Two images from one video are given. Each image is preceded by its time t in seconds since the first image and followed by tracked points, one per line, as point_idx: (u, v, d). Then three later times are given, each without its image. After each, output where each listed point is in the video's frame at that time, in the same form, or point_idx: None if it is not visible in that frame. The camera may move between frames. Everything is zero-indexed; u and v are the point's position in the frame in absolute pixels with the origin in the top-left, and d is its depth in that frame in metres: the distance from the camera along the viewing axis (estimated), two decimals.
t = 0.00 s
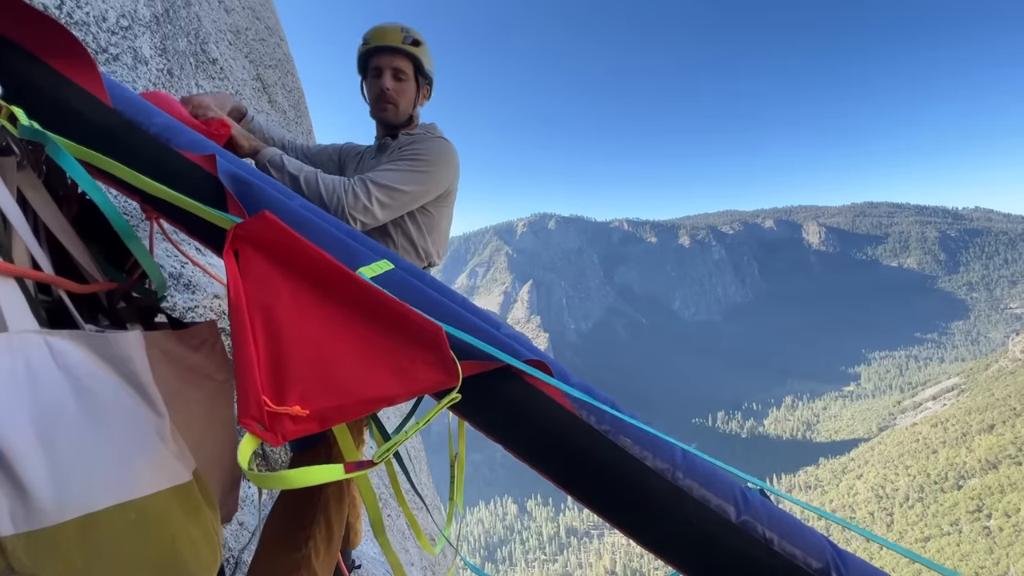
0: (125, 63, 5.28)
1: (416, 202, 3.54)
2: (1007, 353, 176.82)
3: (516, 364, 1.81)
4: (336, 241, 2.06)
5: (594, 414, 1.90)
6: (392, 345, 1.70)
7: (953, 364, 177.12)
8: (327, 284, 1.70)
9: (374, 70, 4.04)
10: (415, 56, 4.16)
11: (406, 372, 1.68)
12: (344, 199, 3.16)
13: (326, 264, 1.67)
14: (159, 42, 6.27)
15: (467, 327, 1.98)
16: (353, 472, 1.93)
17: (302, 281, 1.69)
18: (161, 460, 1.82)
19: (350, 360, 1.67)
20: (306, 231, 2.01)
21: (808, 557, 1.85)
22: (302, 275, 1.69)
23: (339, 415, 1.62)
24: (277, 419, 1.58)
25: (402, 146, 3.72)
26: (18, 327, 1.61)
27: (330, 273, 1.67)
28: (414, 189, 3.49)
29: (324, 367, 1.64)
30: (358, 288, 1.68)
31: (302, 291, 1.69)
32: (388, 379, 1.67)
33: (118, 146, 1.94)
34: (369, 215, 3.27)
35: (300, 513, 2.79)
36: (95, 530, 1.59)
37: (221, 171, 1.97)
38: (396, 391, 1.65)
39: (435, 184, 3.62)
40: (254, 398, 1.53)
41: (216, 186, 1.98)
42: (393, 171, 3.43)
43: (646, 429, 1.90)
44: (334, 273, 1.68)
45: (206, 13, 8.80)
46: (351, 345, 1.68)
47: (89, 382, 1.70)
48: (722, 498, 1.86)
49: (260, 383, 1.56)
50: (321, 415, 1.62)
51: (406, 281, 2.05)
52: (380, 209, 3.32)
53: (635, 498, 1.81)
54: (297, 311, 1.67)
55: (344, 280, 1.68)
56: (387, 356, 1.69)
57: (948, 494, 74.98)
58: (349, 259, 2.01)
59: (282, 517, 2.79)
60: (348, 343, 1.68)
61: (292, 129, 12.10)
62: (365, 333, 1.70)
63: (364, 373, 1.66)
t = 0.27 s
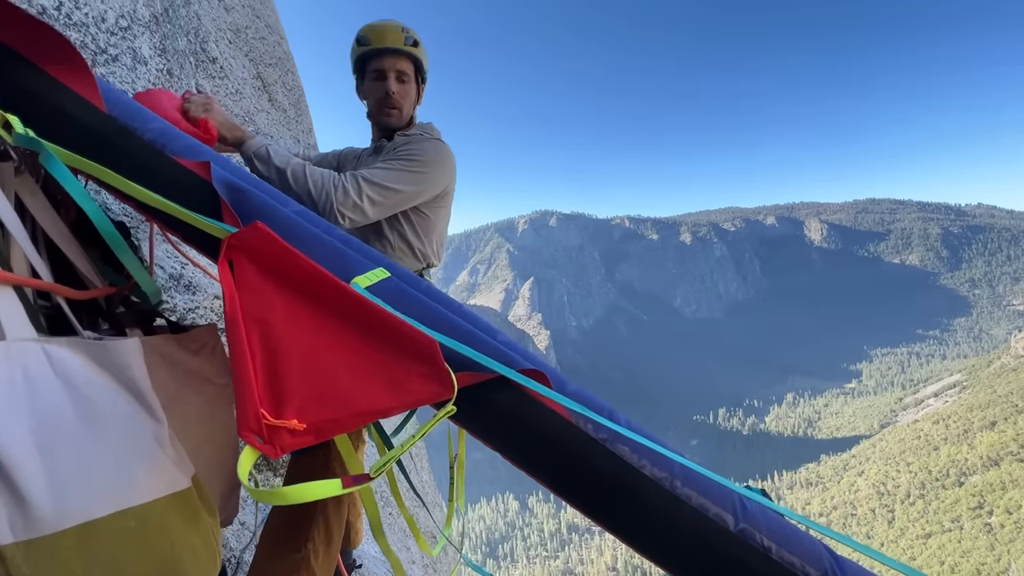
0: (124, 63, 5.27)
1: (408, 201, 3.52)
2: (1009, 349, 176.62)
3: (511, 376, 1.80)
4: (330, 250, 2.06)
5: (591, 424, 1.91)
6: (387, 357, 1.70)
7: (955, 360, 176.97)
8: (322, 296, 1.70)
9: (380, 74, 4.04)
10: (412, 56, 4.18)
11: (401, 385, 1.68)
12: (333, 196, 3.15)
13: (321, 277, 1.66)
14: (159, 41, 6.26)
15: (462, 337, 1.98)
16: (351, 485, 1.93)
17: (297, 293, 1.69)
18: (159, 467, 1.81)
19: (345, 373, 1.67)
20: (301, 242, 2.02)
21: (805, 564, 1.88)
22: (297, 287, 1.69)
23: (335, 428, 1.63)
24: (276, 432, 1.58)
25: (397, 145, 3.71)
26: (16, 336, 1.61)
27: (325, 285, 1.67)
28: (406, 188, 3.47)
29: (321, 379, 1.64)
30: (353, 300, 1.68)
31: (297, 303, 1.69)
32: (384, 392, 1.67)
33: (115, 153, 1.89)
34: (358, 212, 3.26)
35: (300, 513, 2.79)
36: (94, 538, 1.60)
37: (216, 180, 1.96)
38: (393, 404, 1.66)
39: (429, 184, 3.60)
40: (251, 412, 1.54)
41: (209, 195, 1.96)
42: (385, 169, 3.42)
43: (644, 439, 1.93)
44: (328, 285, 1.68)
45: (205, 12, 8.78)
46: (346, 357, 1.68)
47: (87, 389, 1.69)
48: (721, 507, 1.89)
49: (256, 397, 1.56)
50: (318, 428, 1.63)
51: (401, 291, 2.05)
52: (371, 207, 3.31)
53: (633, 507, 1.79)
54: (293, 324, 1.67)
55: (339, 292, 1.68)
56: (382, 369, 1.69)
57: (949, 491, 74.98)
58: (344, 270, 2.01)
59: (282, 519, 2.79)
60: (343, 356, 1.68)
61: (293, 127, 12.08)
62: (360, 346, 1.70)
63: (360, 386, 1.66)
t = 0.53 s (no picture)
0: (124, 62, 5.26)
1: (400, 200, 3.51)
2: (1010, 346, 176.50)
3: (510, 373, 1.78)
4: (331, 248, 2.06)
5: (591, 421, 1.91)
6: (390, 353, 1.69)
7: (956, 358, 176.98)
8: (324, 293, 1.69)
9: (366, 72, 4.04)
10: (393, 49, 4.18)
11: (405, 381, 1.67)
12: (323, 194, 3.14)
13: (322, 273, 1.65)
14: (158, 40, 6.24)
15: (464, 333, 1.97)
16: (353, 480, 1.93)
17: (299, 289, 1.68)
18: (159, 469, 1.78)
19: (349, 369, 1.66)
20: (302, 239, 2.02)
21: (804, 561, 1.87)
22: (298, 284, 1.68)
23: (339, 424, 1.63)
24: (278, 428, 1.59)
25: (388, 146, 3.70)
26: (13, 339, 1.58)
27: (327, 282, 1.66)
28: (398, 186, 3.46)
29: (323, 376, 1.64)
30: (355, 297, 1.67)
31: (300, 300, 1.68)
32: (387, 388, 1.66)
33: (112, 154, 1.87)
34: (349, 212, 3.25)
35: (300, 514, 2.80)
36: (95, 542, 1.55)
37: (217, 179, 1.97)
38: (396, 399, 1.65)
39: (422, 183, 3.59)
40: (254, 409, 1.54)
41: (209, 194, 1.96)
42: (377, 169, 3.40)
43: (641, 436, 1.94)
44: (330, 282, 1.67)
45: (205, 10, 8.76)
46: (349, 353, 1.68)
47: (86, 391, 1.66)
48: (720, 503, 1.89)
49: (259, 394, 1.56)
50: (321, 425, 1.63)
51: (404, 286, 2.04)
52: (362, 205, 3.29)
53: (635, 504, 1.78)
54: (295, 321, 1.66)
55: (340, 289, 1.67)
56: (385, 364, 1.68)
57: (950, 488, 75.02)
58: (346, 267, 2.02)
59: (282, 520, 2.80)
60: (346, 352, 1.68)
61: (294, 125, 12.07)
62: (363, 342, 1.69)
63: (363, 382, 1.66)
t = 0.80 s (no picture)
0: (126, 60, 5.26)
1: (390, 191, 3.48)
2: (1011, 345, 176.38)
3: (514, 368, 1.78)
4: (336, 244, 2.05)
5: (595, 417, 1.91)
6: (396, 350, 1.69)
7: (957, 356, 176.92)
8: (329, 290, 1.69)
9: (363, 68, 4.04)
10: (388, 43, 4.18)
11: (410, 378, 1.67)
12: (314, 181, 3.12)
13: (325, 270, 1.65)
14: (159, 37, 6.24)
15: (469, 329, 1.98)
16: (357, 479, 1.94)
17: (304, 286, 1.69)
18: (161, 468, 1.78)
19: (354, 366, 1.67)
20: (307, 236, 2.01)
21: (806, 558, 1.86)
22: (303, 282, 1.69)
23: (346, 419, 1.65)
24: (288, 424, 1.61)
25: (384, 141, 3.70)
26: (15, 338, 1.57)
27: (331, 279, 1.66)
28: (391, 179, 3.45)
29: (330, 373, 1.65)
30: (359, 294, 1.66)
31: (305, 297, 1.69)
32: (393, 385, 1.66)
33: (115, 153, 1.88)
34: (336, 197, 3.20)
35: (302, 512, 2.81)
36: (99, 540, 1.55)
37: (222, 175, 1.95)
38: (401, 397, 1.65)
39: (415, 178, 3.59)
40: (262, 405, 1.56)
41: (215, 190, 1.94)
42: (371, 161, 3.39)
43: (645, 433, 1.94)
44: (335, 279, 1.66)
45: (206, 7, 8.75)
46: (354, 350, 1.68)
47: (88, 390, 1.65)
48: (721, 499, 1.87)
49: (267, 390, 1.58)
50: (329, 420, 1.64)
51: (411, 282, 2.04)
52: (351, 192, 3.25)
53: (639, 499, 1.79)
54: (301, 318, 1.67)
55: (344, 286, 1.66)
56: (391, 361, 1.68)
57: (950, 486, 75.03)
58: (351, 263, 2.01)
59: (284, 519, 2.80)
60: (352, 348, 1.68)
61: (295, 122, 12.07)
62: (368, 338, 1.69)
63: (369, 379, 1.66)
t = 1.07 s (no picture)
0: (127, 57, 5.26)
1: (405, 195, 3.51)
2: (1012, 343, 176.28)
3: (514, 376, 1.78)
4: (336, 250, 2.05)
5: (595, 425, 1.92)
6: (394, 356, 1.69)
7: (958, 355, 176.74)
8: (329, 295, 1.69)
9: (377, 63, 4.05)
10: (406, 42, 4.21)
11: (409, 385, 1.68)
12: (331, 186, 3.14)
13: (326, 275, 1.66)
14: (161, 34, 6.22)
15: (468, 337, 1.98)
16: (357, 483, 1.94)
17: (304, 292, 1.69)
18: (163, 467, 1.78)
19: (353, 372, 1.67)
20: (306, 240, 2.01)
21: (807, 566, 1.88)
22: (303, 286, 1.69)
23: (343, 427, 1.64)
24: (284, 431, 1.60)
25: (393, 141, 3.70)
26: (19, 337, 1.56)
27: (331, 284, 1.66)
28: (406, 181, 3.46)
29: (328, 379, 1.65)
30: (359, 300, 1.67)
31: (304, 303, 1.69)
32: (391, 391, 1.67)
33: (120, 152, 1.87)
34: (354, 205, 3.24)
35: (303, 511, 2.81)
36: (102, 539, 1.55)
37: (222, 179, 1.94)
38: (401, 403, 1.65)
39: (428, 179, 3.60)
40: (260, 411, 1.56)
41: (216, 195, 1.94)
42: (384, 163, 3.40)
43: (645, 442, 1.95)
44: (334, 285, 1.67)
45: (207, 4, 8.74)
46: (353, 356, 1.68)
47: (91, 390, 1.64)
48: (724, 508, 1.89)
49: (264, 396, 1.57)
50: (326, 427, 1.63)
51: (408, 290, 2.05)
52: (369, 199, 3.29)
53: (639, 508, 1.79)
54: (299, 323, 1.67)
55: (345, 291, 1.67)
56: (390, 368, 1.69)
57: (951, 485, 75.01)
58: (351, 269, 2.01)
59: (286, 517, 2.81)
60: (350, 355, 1.68)
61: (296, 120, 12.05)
62: (367, 345, 1.70)
63: (367, 386, 1.66)
